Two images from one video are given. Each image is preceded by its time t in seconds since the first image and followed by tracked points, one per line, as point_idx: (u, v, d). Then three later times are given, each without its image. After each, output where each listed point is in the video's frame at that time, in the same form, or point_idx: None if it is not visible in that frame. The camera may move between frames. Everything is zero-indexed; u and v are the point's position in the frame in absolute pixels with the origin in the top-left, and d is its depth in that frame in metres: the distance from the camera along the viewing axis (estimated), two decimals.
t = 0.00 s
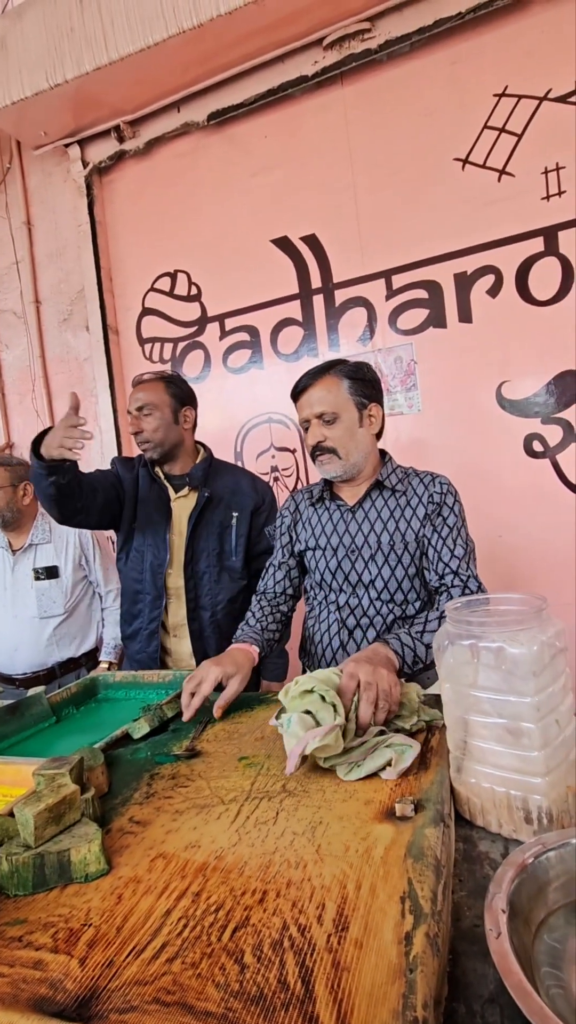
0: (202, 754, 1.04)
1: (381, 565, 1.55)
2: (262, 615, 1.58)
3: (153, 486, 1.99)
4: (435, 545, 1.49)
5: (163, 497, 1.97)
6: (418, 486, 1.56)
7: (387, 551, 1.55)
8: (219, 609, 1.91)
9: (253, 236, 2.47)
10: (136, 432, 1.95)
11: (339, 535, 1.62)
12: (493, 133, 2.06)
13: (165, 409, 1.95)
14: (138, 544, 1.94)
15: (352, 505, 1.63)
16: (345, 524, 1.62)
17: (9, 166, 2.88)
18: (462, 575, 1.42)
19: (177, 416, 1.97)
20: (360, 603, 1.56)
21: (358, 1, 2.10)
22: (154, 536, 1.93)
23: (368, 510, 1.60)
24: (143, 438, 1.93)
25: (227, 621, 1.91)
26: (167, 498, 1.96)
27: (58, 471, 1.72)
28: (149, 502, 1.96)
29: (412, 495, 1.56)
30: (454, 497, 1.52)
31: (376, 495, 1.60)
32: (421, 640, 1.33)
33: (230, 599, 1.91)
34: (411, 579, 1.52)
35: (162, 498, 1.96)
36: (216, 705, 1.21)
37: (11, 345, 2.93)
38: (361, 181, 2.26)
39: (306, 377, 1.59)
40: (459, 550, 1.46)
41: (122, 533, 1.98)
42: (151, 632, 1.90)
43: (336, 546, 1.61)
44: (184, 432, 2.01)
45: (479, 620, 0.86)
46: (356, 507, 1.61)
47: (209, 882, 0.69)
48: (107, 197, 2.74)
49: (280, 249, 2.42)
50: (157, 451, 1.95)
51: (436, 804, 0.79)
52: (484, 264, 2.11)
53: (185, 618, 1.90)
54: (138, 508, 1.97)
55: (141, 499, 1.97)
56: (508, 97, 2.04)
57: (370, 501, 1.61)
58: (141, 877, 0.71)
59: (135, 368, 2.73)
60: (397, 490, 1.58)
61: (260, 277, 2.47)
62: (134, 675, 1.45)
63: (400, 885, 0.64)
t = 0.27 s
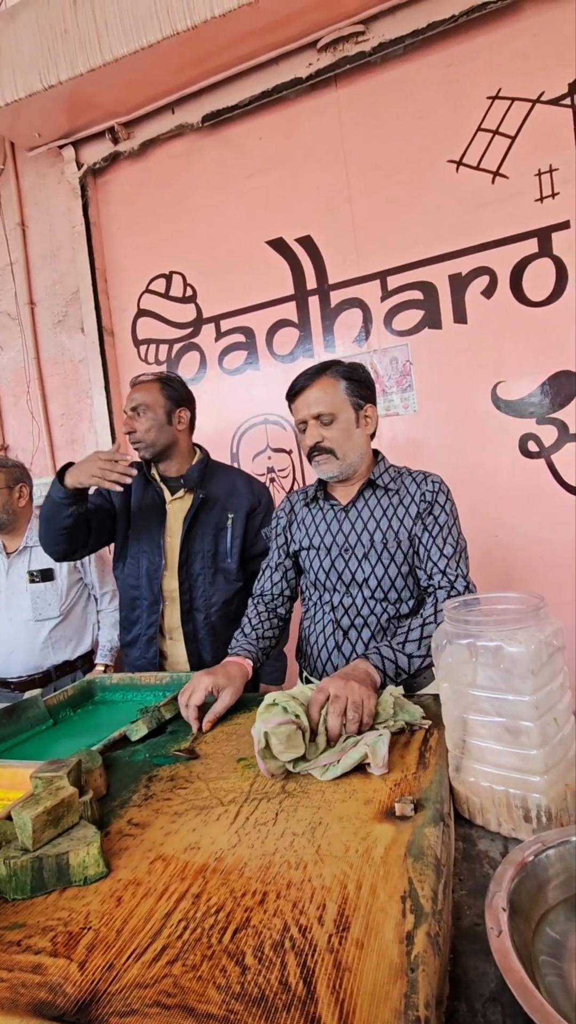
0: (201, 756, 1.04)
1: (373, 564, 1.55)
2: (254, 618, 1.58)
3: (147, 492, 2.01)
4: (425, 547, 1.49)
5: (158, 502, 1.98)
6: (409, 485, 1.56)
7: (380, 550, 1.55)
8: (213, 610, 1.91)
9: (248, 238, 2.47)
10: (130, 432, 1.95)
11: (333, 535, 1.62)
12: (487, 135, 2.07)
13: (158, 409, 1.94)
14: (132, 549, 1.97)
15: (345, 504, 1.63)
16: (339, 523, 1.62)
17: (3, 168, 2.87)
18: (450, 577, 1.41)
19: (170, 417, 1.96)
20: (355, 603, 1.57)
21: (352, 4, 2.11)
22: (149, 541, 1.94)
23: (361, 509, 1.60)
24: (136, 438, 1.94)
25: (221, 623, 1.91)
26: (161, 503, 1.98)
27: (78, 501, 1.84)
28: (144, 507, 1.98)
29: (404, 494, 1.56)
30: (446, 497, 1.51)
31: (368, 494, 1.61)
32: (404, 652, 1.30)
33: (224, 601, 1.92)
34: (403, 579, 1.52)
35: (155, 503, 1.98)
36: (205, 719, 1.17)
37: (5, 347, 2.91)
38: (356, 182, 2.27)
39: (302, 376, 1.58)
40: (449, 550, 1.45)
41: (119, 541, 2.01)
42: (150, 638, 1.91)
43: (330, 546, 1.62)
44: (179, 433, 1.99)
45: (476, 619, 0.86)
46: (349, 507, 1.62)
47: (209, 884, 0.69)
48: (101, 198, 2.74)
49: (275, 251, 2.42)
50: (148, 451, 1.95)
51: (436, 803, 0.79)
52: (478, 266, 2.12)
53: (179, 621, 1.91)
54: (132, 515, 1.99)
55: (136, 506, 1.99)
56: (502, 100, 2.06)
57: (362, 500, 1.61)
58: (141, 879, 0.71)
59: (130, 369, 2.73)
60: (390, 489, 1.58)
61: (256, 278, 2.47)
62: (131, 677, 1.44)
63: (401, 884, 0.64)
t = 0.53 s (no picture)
0: (199, 758, 1.04)
1: (373, 564, 1.56)
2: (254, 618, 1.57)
3: (140, 501, 2.01)
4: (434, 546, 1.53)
5: (151, 509, 1.98)
6: (411, 487, 1.58)
7: (380, 551, 1.56)
8: (206, 612, 1.91)
9: (243, 240, 2.47)
10: (126, 433, 1.96)
11: (331, 536, 1.61)
12: (482, 138, 2.08)
13: (154, 410, 1.95)
14: (127, 559, 1.97)
15: (343, 504, 1.63)
16: (337, 524, 1.62)
17: None
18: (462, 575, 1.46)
19: (166, 418, 1.97)
20: (353, 604, 1.56)
21: (347, 7, 2.12)
22: (143, 550, 1.95)
23: (360, 510, 1.61)
24: (132, 439, 1.95)
25: (214, 624, 1.91)
26: (154, 511, 1.98)
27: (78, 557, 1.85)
28: (138, 513, 1.99)
29: (405, 495, 1.57)
30: (449, 499, 1.55)
31: (367, 495, 1.61)
32: (416, 630, 1.39)
33: (217, 603, 1.91)
34: (405, 578, 1.54)
35: (148, 512, 1.98)
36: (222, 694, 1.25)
37: None
38: (351, 184, 2.27)
39: (321, 377, 1.56)
40: (462, 552, 1.50)
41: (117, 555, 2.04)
42: (148, 645, 1.93)
43: (328, 547, 1.61)
44: (174, 434, 2.00)
45: (475, 620, 0.86)
46: (347, 507, 1.62)
47: (209, 887, 0.68)
48: (96, 200, 2.74)
49: (271, 252, 2.42)
50: (144, 453, 1.96)
51: (435, 804, 0.79)
52: (474, 267, 2.13)
53: (171, 623, 1.92)
54: (125, 525, 2.00)
55: (129, 517, 2.00)
56: (496, 103, 2.07)
57: (361, 500, 1.62)
58: (140, 883, 0.70)
59: (126, 371, 2.73)
60: (388, 490, 1.59)
61: (251, 280, 2.47)
62: (128, 681, 1.43)
63: (402, 886, 0.64)
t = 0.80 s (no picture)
0: (190, 765, 1.02)
1: (373, 566, 1.57)
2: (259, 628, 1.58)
3: (131, 506, 2.00)
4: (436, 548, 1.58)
5: (142, 513, 1.97)
6: (409, 488, 1.62)
7: (379, 553, 1.58)
8: (197, 616, 1.90)
9: (236, 242, 2.47)
10: (117, 435, 1.96)
11: (330, 538, 1.62)
12: (474, 141, 2.09)
13: (147, 413, 1.95)
14: (119, 565, 1.97)
15: (341, 508, 1.64)
16: (336, 526, 1.62)
17: None
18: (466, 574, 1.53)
19: (158, 421, 1.96)
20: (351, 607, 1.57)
21: (339, 11, 2.12)
22: (134, 555, 1.95)
23: (358, 512, 1.62)
24: (124, 441, 1.95)
25: (205, 628, 1.89)
26: (145, 515, 1.97)
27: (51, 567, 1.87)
28: (129, 517, 1.99)
29: (403, 498, 1.61)
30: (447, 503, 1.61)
31: (364, 498, 1.63)
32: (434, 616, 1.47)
33: (208, 606, 1.90)
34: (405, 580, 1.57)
35: (139, 516, 1.97)
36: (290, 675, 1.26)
37: None
38: (344, 187, 2.27)
39: (330, 382, 1.51)
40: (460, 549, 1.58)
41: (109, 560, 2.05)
42: (136, 649, 1.93)
43: (327, 550, 1.61)
44: (167, 437, 1.99)
45: (469, 625, 0.86)
46: (345, 509, 1.63)
47: (199, 899, 0.67)
48: (89, 202, 2.73)
49: (264, 255, 2.42)
50: (136, 457, 1.95)
51: (429, 811, 0.78)
52: (466, 270, 2.13)
53: (161, 626, 1.91)
54: (117, 530, 2.01)
55: (119, 521, 2.01)
56: (488, 106, 2.07)
57: (358, 503, 1.63)
58: (128, 895, 0.69)
59: (119, 374, 2.71)
60: (385, 492, 1.61)
61: (245, 283, 2.46)
62: (120, 686, 1.41)
63: (395, 897, 0.63)
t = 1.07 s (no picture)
0: (180, 769, 1.03)
1: (373, 569, 1.59)
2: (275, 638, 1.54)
3: (126, 507, 2.01)
4: (426, 550, 1.67)
5: (137, 517, 1.98)
6: (402, 491, 1.67)
7: (378, 556, 1.60)
8: (190, 619, 1.90)
9: (228, 247, 2.48)
10: (114, 439, 1.96)
11: (329, 542, 1.62)
12: (463, 149, 2.11)
13: (143, 417, 1.95)
14: (112, 567, 1.97)
15: (339, 513, 1.64)
16: (335, 531, 1.63)
17: None
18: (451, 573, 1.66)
19: (154, 425, 1.97)
20: (351, 610, 1.58)
21: (330, 19, 2.14)
22: (128, 557, 1.95)
23: (355, 516, 1.63)
24: (120, 444, 1.95)
25: (198, 631, 1.90)
26: (140, 518, 1.97)
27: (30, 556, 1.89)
28: (124, 520, 1.99)
29: (398, 502, 1.65)
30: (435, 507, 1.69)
31: (361, 503, 1.65)
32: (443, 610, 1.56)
33: (201, 610, 1.90)
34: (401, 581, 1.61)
35: (134, 520, 1.97)
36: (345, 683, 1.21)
37: None
38: (335, 193, 2.29)
39: (319, 389, 1.52)
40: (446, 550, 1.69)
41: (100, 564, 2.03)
42: (130, 653, 1.93)
43: (327, 553, 1.61)
44: (164, 441, 2.00)
45: (455, 630, 0.87)
46: (342, 513, 1.63)
47: (186, 903, 0.67)
48: (81, 207, 2.73)
49: (256, 260, 2.43)
50: (132, 459, 1.96)
51: (415, 814, 0.79)
52: (456, 276, 2.15)
53: (155, 629, 1.90)
54: (111, 530, 2.00)
55: (113, 524, 2.00)
56: (477, 115, 2.10)
57: (356, 509, 1.64)
58: (116, 900, 0.69)
59: (111, 378, 2.72)
60: (381, 496, 1.65)
61: (237, 287, 2.48)
62: (111, 691, 1.42)
63: (380, 899, 0.63)
